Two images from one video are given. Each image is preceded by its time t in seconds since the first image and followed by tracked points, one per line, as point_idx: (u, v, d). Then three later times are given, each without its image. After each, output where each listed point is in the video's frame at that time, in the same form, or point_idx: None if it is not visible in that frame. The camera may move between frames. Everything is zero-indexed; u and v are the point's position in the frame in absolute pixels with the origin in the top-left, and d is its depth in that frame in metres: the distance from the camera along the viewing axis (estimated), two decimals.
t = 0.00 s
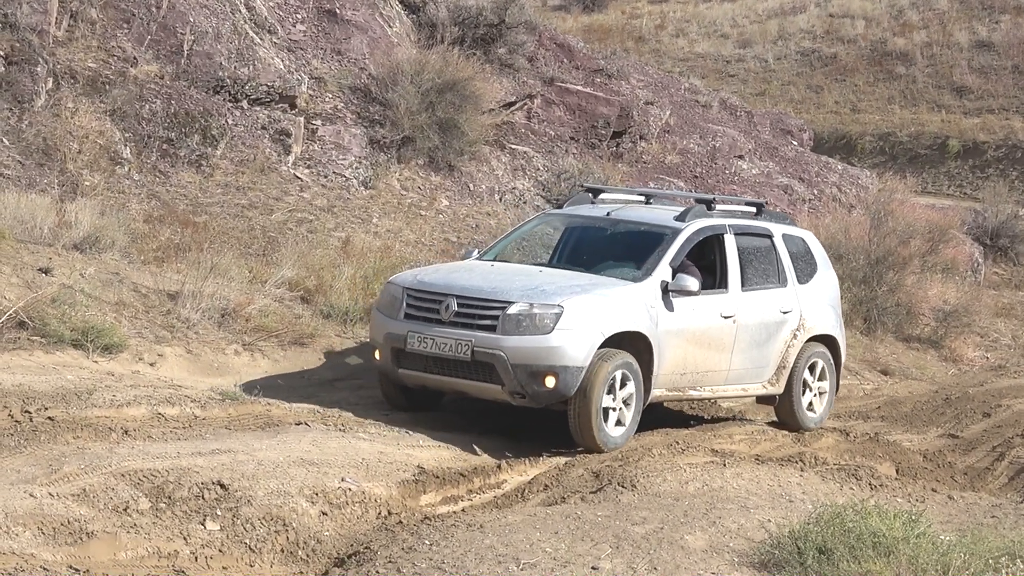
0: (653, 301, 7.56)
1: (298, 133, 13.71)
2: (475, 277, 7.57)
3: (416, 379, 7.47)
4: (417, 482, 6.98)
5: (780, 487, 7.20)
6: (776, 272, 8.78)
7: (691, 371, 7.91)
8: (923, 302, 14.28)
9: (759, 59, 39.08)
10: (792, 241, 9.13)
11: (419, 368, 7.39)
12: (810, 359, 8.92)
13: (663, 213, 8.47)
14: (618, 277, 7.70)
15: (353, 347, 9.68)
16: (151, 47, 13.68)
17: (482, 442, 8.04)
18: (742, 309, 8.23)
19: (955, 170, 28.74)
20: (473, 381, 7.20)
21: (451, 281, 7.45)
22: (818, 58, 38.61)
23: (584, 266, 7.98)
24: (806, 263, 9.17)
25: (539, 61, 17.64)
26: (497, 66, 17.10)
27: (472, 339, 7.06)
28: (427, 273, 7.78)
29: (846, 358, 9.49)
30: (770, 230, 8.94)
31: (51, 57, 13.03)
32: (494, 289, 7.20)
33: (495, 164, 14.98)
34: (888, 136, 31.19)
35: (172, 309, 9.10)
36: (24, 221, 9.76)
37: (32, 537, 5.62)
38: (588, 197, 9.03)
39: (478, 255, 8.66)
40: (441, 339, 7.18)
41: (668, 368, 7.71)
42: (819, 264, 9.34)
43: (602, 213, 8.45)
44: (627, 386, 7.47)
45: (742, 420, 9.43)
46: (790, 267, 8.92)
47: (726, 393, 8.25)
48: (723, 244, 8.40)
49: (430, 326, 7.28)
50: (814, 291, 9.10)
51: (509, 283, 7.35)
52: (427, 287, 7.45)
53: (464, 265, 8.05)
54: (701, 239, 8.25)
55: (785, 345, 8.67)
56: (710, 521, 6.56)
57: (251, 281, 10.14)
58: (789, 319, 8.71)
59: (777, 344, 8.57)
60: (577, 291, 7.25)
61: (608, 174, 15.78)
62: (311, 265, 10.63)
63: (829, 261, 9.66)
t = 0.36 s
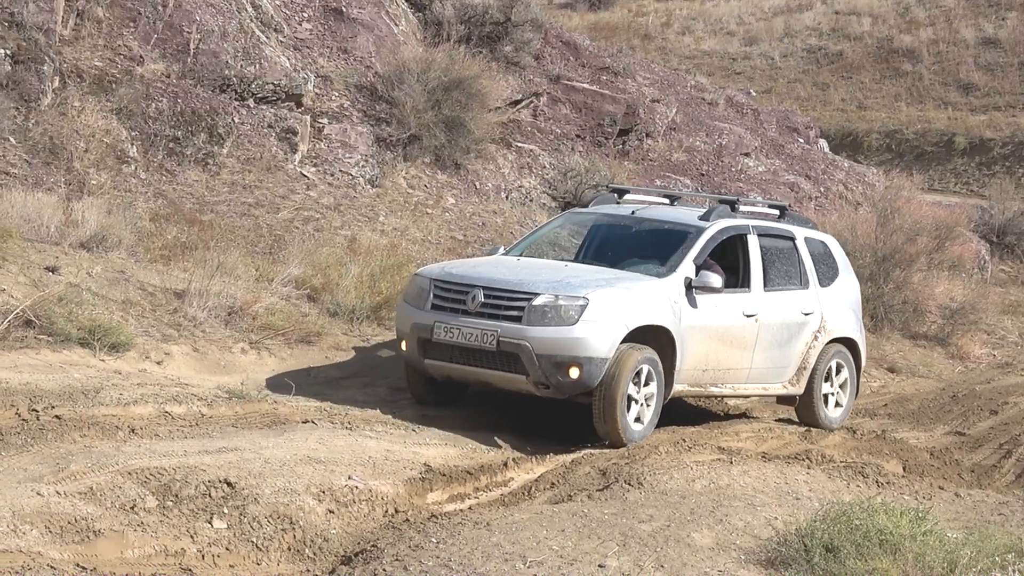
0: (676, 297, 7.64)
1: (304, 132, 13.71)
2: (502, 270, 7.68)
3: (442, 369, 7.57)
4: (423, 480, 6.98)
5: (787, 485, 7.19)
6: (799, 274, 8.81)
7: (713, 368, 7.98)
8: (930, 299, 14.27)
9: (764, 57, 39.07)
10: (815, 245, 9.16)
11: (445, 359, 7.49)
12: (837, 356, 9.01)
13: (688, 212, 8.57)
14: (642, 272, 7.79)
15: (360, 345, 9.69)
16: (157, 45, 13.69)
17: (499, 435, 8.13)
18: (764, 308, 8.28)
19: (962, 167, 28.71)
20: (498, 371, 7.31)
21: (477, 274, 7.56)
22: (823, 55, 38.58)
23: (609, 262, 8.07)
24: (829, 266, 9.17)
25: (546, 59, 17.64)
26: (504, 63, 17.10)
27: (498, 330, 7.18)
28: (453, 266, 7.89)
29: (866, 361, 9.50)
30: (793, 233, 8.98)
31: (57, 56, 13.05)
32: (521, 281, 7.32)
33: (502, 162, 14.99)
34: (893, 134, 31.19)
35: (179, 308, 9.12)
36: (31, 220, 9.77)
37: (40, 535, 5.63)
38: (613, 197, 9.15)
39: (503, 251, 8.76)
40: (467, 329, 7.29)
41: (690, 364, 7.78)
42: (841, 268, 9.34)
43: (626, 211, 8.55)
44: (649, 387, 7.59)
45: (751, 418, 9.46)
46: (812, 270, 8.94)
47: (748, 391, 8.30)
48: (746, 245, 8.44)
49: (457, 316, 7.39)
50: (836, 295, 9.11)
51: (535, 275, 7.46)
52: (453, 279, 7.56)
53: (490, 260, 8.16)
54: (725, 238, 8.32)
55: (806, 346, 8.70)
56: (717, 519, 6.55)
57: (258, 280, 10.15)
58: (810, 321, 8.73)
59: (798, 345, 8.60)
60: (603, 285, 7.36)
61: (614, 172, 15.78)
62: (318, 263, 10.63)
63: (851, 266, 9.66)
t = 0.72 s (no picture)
0: (695, 289, 7.78)
1: (308, 128, 13.72)
2: (523, 261, 7.82)
3: (463, 359, 7.71)
4: (428, 476, 6.98)
5: (792, 479, 7.20)
6: (817, 268, 8.90)
7: (731, 359, 8.11)
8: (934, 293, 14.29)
9: (767, 53, 39.06)
10: (833, 239, 9.24)
11: (466, 348, 7.63)
12: (859, 350, 9.13)
13: (706, 206, 8.72)
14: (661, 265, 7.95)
15: (364, 340, 9.70)
16: (160, 42, 13.71)
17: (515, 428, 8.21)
18: (782, 302, 8.39)
19: (966, 162, 28.75)
20: (519, 361, 7.45)
21: (498, 265, 7.69)
22: (826, 51, 38.59)
23: (628, 254, 8.23)
24: (846, 261, 9.25)
25: (549, 54, 17.65)
26: (507, 59, 17.11)
27: (519, 321, 7.31)
28: (475, 258, 8.02)
29: (882, 355, 9.56)
30: (811, 228, 9.07)
31: (61, 53, 13.05)
32: (541, 273, 7.45)
33: (506, 158, 15.00)
34: (896, 129, 31.36)
35: (183, 305, 9.14)
36: (35, 217, 9.78)
37: (45, 532, 5.62)
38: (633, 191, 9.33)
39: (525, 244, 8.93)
40: (488, 320, 7.42)
41: (708, 355, 7.93)
42: (858, 262, 9.40)
43: (645, 206, 8.70)
44: (669, 385, 7.75)
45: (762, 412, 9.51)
46: (830, 264, 9.02)
47: (766, 383, 8.42)
48: (764, 239, 8.56)
49: (478, 307, 7.52)
50: (854, 289, 9.18)
51: (555, 267, 7.60)
52: (474, 271, 7.69)
53: (513, 251, 8.32)
54: (743, 232, 8.46)
55: (824, 340, 8.78)
56: (722, 513, 6.55)
57: (262, 276, 10.18)
58: (827, 314, 8.81)
59: (816, 338, 8.69)
60: (623, 276, 7.49)
61: (618, 167, 15.80)
62: (324, 259, 10.64)
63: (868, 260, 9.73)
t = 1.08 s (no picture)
0: (716, 286, 7.92)
1: (315, 124, 13.72)
2: (546, 254, 8.02)
3: (484, 349, 7.90)
4: (435, 471, 6.98)
5: (799, 474, 7.19)
6: (838, 267, 8.98)
7: (750, 356, 8.25)
8: (940, 288, 14.29)
9: (773, 48, 39.00)
10: (857, 238, 9.30)
11: (487, 338, 7.82)
12: (881, 351, 9.29)
13: (730, 203, 8.85)
14: (684, 261, 8.09)
15: (371, 336, 9.70)
16: (167, 38, 13.73)
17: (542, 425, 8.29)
18: (802, 300, 8.50)
19: (972, 157, 28.75)
20: (539, 353, 7.62)
21: (521, 258, 7.88)
22: (831, 47, 38.56)
23: (652, 250, 8.37)
24: (869, 260, 9.31)
25: (556, 50, 17.64)
26: (513, 54, 17.11)
27: (539, 313, 7.49)
28: (499, 249, 8.21)
29: (901, 354, 9.65)
30: (834, 226, 9.15)
31: (67, 48, 13.04)
32: (563, 266, 7.63)
33: (512, 153, 14.98)
34: (903, 123, 31.36)
35: (189, 300, 9.15)
36: (42, 212, 9.78)
37: (51, 528, 5.62)
38: (658, 186, 9.49)
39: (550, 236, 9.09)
40: (509, 311, 7.61)
41: (727, 352, 8.07)
42: (880, 262, 9.47)
43: (670, 201, 8.85)
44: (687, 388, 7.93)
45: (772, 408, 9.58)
46: (851, 263, 9.10)
47: (783, 380, 8.56)
48: (787, 238, 8.66)
49: (500, 298, 7.71)
50: (875, 288, 9.26)
51: (578, 261, 7.77)
52: (498, 262, 7.89)
53: (539, 243, 8.48)
54: (765, 230, 8.57)
55: (843, 339, 8.88)
56: (729, 508, 6.54)
57: (269, 271, 10.20)
58: (848, 313, 8.91)
59: (835, 337, 8.80)
60: (644, 272, 7.65)
61: (625, 162, 15.80)
62: (330, 254, 10.64)
63: (891, 260, 9.79)
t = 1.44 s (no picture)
0: (732, 284, 8.03)
1: (319, 121, 13.72)
2: (564, 250, 8.11)
3: (502, 343, 8.00)
4: (438, 469, 6.98)
5: (802, 473, 7.20)
6: (855, 267, 9.09)
7: (766, 354, 8.38)
8: (943, 287, 14.30)
9: (777, 46, 39.01)
10: (873, 239, 9.39)
11: (505, 333, 7.92)
12: (897, 357, 9.45)
13: (747, 202, 8.94)
14: (700, 259, 8.19)
15: (374, 334, 9.70)
16: (171, 35, 13.72)
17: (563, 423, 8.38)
18: (818, 299, 8.61)
19: (976, 155, 28.75)
20: (556, 347, 7.72)
21: (539, 253, 7.98)
22: (835, 45, 38.57)
23: (669, 247, 8.48)
24: (884, 261, 9.42)
25: (560, 47, 17.63)
26: (518, 52, 17.10)
27: (557, 307, 7.59)
28: (518, 245, 8.32)
29: (917, 354, 9.75)
30: (851, 227, 9.23)
31: (71, 46, 13.02)
32: (580, 262, 7.72)
33: (516, 151, 15.01)
34: (907, 122, 31.38)
35: (193, 297, 9.16)
36: (46, 209, 9.78)
37: (55, 525, 5.62)
38: (677, 185, 9.61)
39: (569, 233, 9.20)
40: (527, 306, 7.71)
41: (743, 349, 8.20)
42: (896, 263, 9.58)
43: (688, 200, 8.93)
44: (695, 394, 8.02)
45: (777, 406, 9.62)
46: (868, 263, 9.21)
47: (798, 378, 8.68)
48: (803, 237, 8.75)
49: (518, 293, 7.81)
50: (890, 288, 9.36)
51: (595, 257, 7.87)
52: (517, 257, 7.99)
53: (559, 240, 8.59)
54: (782, 229, 8.67)
55: (859, 338, 9.00)
56: (732, 507, 6.55)
57: (273, 269, 10.21)
58: (863, 313, 9.01)
59: (850, 336, 8.91)
60: (661, 269, 7.74)
61: (628, 160, 15.80)
62: (334, 251, 10.66)
63: (907, 261, 9.88)
